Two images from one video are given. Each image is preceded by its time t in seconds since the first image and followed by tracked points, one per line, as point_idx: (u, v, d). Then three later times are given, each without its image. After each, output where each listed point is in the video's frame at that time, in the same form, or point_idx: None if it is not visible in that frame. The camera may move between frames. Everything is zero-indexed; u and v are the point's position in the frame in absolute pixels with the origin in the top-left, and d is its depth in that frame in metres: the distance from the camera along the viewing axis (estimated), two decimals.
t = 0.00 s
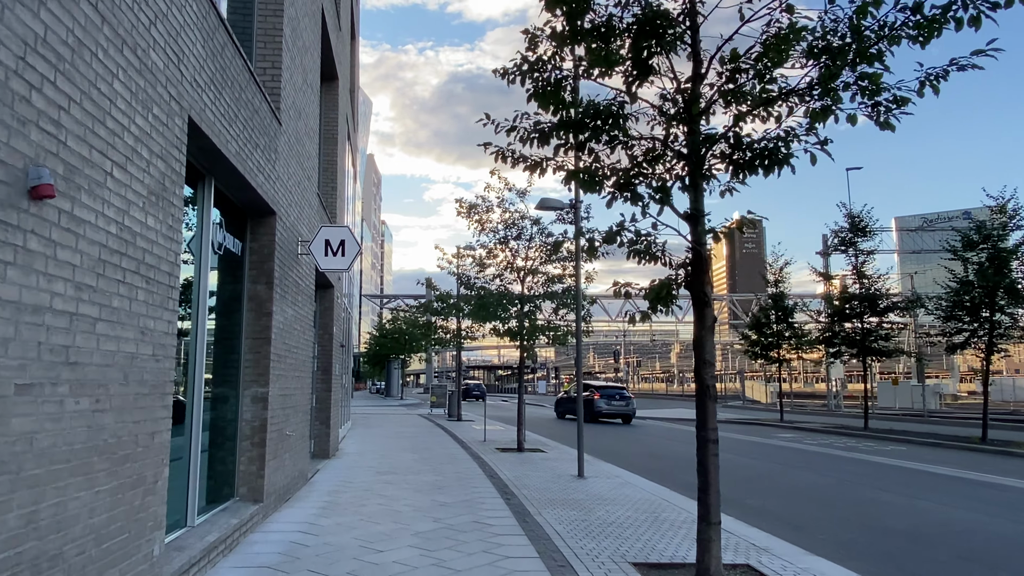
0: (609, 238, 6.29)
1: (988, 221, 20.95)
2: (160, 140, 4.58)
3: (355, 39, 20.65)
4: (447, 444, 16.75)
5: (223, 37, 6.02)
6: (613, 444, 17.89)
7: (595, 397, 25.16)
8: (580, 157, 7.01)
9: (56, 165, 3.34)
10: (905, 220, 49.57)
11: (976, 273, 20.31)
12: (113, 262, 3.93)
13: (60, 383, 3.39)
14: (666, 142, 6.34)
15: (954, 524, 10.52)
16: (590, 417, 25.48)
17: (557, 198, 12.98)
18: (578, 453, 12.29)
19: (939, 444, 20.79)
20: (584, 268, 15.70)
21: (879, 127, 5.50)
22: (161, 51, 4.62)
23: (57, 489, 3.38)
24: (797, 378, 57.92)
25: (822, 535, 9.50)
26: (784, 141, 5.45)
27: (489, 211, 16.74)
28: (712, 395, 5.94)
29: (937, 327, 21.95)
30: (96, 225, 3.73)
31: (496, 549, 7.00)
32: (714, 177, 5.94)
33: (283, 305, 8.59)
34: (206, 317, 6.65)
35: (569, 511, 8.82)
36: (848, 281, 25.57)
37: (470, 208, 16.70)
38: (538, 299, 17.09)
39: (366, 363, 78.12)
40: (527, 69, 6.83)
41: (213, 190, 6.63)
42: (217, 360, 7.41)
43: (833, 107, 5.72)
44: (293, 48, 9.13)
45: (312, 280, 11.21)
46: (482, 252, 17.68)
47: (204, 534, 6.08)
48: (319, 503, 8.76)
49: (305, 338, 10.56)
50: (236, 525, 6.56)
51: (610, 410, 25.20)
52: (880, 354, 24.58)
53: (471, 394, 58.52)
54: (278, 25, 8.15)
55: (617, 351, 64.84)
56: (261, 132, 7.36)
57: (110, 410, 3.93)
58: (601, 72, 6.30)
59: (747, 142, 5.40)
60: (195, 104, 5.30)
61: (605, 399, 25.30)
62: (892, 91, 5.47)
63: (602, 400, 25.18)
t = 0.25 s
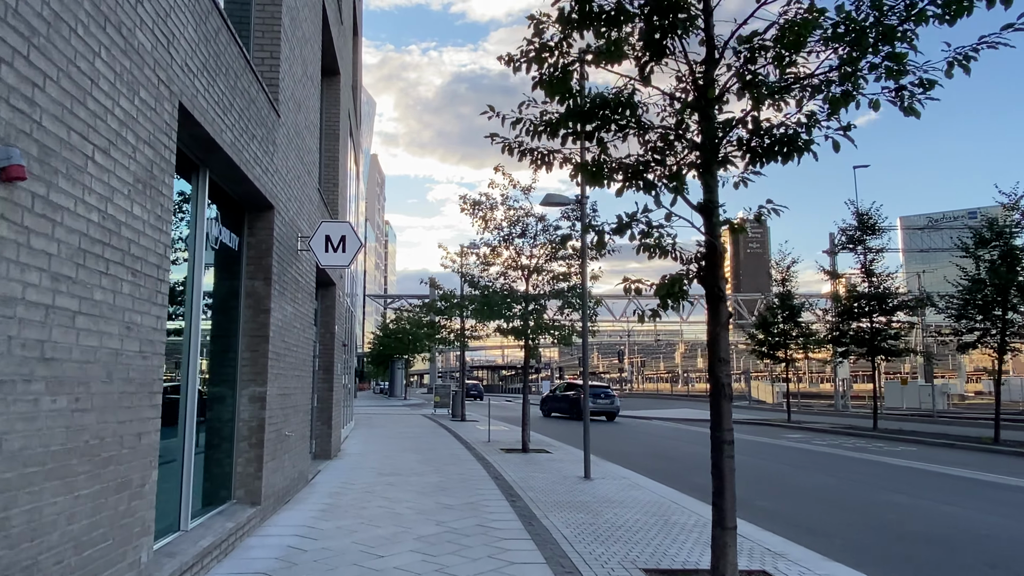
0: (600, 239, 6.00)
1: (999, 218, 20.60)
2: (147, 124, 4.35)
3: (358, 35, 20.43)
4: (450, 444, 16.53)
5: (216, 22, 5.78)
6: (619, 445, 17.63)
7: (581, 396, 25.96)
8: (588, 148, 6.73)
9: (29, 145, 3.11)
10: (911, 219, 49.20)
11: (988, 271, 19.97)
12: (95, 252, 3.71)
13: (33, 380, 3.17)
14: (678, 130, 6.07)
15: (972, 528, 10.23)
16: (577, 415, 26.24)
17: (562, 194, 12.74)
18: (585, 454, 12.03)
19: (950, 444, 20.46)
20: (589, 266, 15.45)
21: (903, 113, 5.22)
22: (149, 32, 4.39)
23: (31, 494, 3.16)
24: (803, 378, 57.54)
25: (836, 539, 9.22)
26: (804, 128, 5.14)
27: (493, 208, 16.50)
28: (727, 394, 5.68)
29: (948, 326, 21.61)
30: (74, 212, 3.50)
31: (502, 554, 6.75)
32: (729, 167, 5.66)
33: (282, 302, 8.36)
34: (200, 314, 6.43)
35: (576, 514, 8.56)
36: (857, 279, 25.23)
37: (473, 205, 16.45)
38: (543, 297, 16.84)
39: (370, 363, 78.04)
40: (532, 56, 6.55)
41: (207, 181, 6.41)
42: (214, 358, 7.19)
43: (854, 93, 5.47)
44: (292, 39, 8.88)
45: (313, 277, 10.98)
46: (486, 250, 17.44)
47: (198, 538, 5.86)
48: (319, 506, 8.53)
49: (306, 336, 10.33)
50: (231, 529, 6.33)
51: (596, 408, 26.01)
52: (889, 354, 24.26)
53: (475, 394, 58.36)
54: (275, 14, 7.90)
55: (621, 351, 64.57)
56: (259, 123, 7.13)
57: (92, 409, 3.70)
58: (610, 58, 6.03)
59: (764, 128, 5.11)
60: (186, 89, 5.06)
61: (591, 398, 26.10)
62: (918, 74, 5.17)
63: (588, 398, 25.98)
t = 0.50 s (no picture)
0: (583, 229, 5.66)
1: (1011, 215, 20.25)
2: (130, 105, 4.09)
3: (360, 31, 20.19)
4: (454, 445, 16.29)
5: (208, 3, 5.53)
6: (625, 446, 17.37)
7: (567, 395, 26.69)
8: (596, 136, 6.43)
9: None
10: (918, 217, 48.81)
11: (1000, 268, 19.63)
12: (70, 238, 3.46)
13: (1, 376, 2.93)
14: (691, 117, 5.78)
15: (992, 531, 9.91)
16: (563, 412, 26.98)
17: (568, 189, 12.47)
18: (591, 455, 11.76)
19: (962, 445, 20.13)
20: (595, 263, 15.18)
21: (931, 95, 4.92)
22: (133, 7, 4.14)
23: None
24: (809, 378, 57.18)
25: (852, 543, 8.92)
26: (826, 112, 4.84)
27: (497, 205, 16.24)
28: (744, 392, 5.40)
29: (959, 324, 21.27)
30: (46, 194, 3.25)
31: (507, 559, 6.48)
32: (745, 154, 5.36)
33: (280, 298, 8.11)
34: (192, 310, 6.18)
35: (583, 517, 8.29)
36: (865, 278, 24.89)
37: (477, 201, 16.20)
38: (548, 296, 16.58)
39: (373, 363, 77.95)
40: (538, 40, 6.26)
41: (200, 170, 6.16)
42: (209, 356, 6.94)
43: (878, 75, 5.17)
44: (291, 28, 8.62)
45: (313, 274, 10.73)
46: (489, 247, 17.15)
47: (190, 543, 5.62)
48: (319, 509, 8.28)
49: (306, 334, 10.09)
50: (226, 534, 6.09)
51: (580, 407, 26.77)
52: (899, 353, 23.92)
53: (479, 394, 58.18)
54: None
55: (625, 351, 64.30)
56: (254, 112, 6.88)
57: (69, 408, 3.46)
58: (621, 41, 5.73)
59: (785, 111, 4.81)
60: (175, 71, 4.81)
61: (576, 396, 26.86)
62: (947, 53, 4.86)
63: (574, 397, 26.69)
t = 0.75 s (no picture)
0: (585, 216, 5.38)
1: None
2: (116, 90, 3.85)
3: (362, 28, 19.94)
4: (458, 446, 16.06)
5: None
6: (631, 447, 17.11)
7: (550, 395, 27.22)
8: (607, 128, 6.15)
9: None
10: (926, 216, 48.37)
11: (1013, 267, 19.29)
12: (47, 230, 3.21)
13: None
14: (707, 105, 5.50)
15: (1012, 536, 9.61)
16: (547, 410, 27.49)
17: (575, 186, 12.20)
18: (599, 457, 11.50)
19: (974, 446, 19.80)
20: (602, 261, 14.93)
21: (963, 81, 4.62)
22: None
23: None
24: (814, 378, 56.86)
25: (869, 550, 8.62)
26: (853, 98, 4.54)
27: (502, 202, 15.98)
28: (764, 394, 5.14)
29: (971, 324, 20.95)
30: (19, 181, 3.00)
31: (514, 568, 6.22)
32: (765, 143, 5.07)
33: (280, 296, 7.88)
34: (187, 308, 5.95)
35: (592, 522, 8.02)
36: (874, 277, 24.54)
37: (482, 199, 15.94)
38: (554, 294, 16.33)
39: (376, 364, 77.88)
40: (547, 28, 5.97)
41: (194, 162, 5.93)
42: (205, 356, 6.71)
43: (906, 59, 4.89)
44: (291, 18, 8.37)
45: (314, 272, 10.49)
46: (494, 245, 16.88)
47: (183, 552, 5.38)
48: (319, 514, 8.04)
49: (307, 333, 9.85)
50: (222, 541, 5.85)
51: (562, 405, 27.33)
52: (909, 353, 23.59)
53: (482, 394, 58.07)
54: None
55: (629, 351, 63.96)
56: (252, 104, 6.64)
57: (46, 412, 3.22)
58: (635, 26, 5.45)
59: (810, 98, 4.53)
60: (166, 55, 4.56)
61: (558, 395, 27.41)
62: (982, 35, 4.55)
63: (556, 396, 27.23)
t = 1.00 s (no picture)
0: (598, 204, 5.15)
1: None
2: (104, 67, 3.61)
3: (365, 24, 19.72)
4: (463, 446, 15.83)
5: None
6: (639, 447, 16.85)
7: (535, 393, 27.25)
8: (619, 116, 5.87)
9: None
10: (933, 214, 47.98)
11: None
12: (25, 213, 2.98)
13: None
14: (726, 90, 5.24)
15: None
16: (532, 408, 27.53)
17: (582, 180, 11.95)
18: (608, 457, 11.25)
19: (986, 446, 19.48)
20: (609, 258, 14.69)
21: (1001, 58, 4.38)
22: None
23: None
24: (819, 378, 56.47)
25: (889, 553, 8.35)
26: (885, 77, 4.30)
27: (507, 199, 15.74)
28: (788, 392, 4.89)
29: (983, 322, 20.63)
30: None
31: (524, 573, 5.97)
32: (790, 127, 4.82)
33: (281, 292, 7.65)
34: (182, 304, 5.71)
35: (603, 526, 7.76)
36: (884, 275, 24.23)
37: (486, 195, 15.70)
38: (560, 292, 16.08)
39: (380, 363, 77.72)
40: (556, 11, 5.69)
41: (191, 151, 5.71)
42: (203, 353, 6.48)
43: (938, 38, 4.64)
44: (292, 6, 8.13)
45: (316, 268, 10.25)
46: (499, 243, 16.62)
47: (179, 557, 5.14)
48: (321, 516, 7.80)
49: (309, 331, 9.62)
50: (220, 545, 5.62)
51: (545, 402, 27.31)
52: (919, 352, 23.28)
53: (486, 394, 57.85)
54: None
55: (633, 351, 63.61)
56: (251, 92, 6.41)
57: (25, 410, 2.98)
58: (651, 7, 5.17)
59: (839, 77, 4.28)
60: (159, 34, 4.32)
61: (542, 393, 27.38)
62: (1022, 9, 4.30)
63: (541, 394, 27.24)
